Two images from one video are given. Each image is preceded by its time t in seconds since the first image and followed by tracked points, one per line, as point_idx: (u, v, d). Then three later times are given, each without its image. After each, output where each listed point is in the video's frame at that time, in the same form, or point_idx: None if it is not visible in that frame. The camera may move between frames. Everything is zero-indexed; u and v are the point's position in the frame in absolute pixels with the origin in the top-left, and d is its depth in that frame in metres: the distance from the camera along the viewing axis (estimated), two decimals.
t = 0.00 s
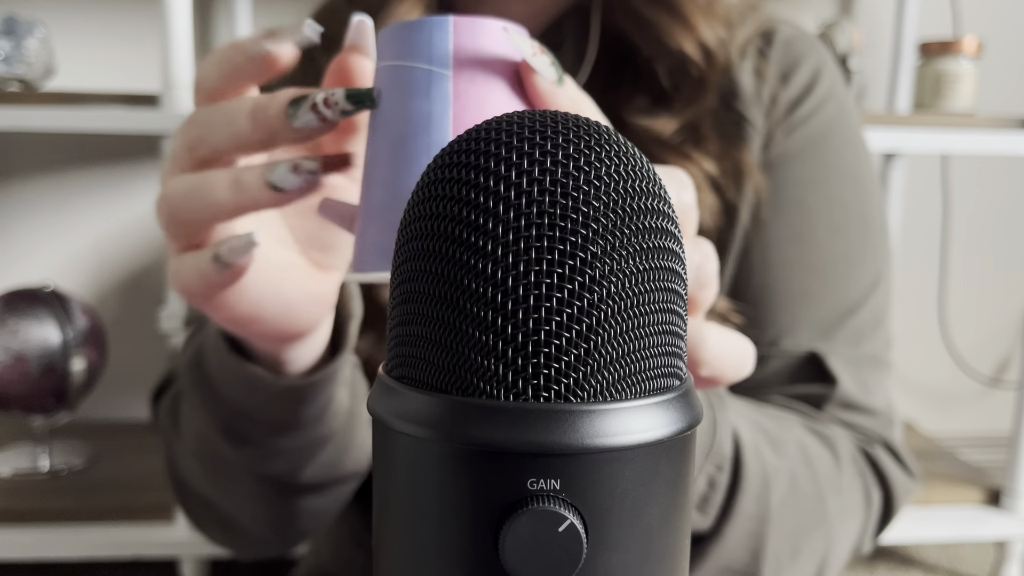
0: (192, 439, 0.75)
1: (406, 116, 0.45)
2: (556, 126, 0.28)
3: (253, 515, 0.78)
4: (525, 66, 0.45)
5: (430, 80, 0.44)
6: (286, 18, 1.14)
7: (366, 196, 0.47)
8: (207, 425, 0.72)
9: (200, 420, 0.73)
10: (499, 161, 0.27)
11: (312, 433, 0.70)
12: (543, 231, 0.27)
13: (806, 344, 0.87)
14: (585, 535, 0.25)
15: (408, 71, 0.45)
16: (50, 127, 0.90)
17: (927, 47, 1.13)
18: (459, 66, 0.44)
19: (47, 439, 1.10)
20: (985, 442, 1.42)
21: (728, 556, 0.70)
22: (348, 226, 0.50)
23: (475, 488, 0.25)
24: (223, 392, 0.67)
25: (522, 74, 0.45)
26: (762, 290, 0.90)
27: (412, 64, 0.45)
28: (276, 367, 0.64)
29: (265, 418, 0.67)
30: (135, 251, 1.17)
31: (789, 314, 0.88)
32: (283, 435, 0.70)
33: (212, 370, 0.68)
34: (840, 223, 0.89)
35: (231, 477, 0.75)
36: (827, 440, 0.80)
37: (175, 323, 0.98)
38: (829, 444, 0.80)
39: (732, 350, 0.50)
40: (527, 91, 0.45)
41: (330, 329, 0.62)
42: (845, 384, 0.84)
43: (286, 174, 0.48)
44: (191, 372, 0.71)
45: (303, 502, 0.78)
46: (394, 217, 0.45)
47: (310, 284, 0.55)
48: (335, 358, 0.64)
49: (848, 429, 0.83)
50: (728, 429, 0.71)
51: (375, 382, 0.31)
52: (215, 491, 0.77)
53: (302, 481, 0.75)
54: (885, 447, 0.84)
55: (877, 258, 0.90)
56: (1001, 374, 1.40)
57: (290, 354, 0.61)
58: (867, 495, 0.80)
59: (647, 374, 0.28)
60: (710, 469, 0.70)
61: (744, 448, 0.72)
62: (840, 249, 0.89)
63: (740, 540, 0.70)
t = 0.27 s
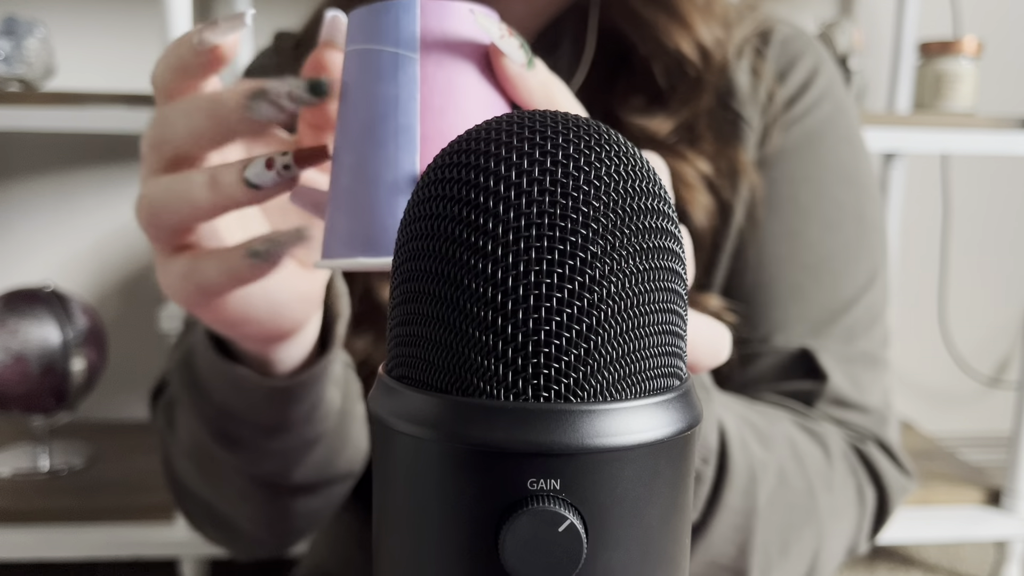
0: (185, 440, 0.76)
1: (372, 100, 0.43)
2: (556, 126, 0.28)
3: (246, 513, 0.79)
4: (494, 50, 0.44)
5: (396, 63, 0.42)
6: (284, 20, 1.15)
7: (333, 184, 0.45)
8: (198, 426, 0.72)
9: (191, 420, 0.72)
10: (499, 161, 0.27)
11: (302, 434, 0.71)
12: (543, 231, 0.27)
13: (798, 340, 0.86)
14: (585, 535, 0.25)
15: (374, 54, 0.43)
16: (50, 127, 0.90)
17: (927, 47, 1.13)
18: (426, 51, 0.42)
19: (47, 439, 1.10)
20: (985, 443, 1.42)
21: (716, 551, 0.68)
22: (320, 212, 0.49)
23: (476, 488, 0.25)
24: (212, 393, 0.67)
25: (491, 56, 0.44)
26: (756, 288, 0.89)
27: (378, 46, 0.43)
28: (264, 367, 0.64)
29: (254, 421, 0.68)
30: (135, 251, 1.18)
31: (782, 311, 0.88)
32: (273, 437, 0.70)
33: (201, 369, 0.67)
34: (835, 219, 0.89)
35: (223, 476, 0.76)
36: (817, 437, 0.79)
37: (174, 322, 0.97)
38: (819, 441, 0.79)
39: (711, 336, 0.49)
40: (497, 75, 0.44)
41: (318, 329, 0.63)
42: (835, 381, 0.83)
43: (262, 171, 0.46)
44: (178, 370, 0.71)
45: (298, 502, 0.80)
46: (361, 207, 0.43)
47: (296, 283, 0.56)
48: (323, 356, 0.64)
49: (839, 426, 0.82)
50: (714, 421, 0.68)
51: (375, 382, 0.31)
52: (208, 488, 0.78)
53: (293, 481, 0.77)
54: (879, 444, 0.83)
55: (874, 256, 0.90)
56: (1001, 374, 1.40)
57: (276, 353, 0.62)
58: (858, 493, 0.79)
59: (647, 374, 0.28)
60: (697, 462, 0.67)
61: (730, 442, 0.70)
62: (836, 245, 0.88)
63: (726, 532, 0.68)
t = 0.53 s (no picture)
0: (182, 440, 0.75)
1: (367, 87, 0.42)
2: (556, 126, 0.28)
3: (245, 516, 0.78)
4: (490, 39, 0.43)
5: (394, 50, 0.42)
6: (283, 20, 1.15)
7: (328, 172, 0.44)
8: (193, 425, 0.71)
9: (187, 419, 0.72)
10: (499, 161, 0.27)
11: (298, 432, 0.70)
12: (543, 230, 0.27)
13: (795, 339, 0.87)
14: (585, 536, 0.25)
15: (370, 42, 0.42)
16: (49, 127, 0.90)
17: (927, 47, 1.13)
18: (424, 41, 0.42)
19: (47, 439, 1.10)
20: (984, 443, 1.42)
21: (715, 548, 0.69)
22: (314, 202, 0.49)
23: (476, 488, 0.25)
24: (208, 391, 0.67)
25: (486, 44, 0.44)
26: (755, 287, 0.89)
27: (374, 34, 0.42)
28: (262, 363, 0.64)
29: (251, 419, 0.68)
30: (135, 251, 1.17)
31: (780, 311, 0.88)
32: (269, 435, 0.70)
33: (197, 367, 0.67)
34: (835, 219, 0.89)
35: (220, 477, 0.75)
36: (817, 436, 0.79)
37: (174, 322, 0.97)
38: (818, 440, 0.79)
39: (710, 326, 0.49)
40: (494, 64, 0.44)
41: (314, 325, 0.62)
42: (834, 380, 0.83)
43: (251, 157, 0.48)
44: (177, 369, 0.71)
45: (295, 502, 0.78)
46: (358, 196, 0.42)
47: (289, 278, 0.55)
48: (322, 352, 0.64)
49: (838, 425, 0.82)
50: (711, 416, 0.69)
51: (375, 382, 0.31)
52: (206, 490, 0.78)
53: (291, 479, 0.75)
54: (877, 443, 0.84)
55: (873, 256, 0.90)
56: (1001, 374, 1.40)
57: (274, 347, 0.62)
58: (857, 492, 0.79)
59: (647, 374, 0.28)
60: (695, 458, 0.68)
61: (729, 438, 0.70)
62: (834, 245, 0.88)
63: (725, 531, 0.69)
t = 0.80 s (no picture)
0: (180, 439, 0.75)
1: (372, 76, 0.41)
2: (556, 126, 0.28)
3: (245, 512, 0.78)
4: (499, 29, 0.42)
5: (401, 39, 0.40)
6: (284, 19, 1.15)
7: (332, 162, 0.43)
8: (191, 423, 0.71)
9: (186, 418, 0.72)
10: (499, 161, 0.27)
11: (298, 428, 0.70)
12: (543, 230, 0.27)
13: (796, 338, 0.86)
14: (585, 536, 0.25)
15: (376, 30, 0.40)
16: (49, 127, 0.90)
17: (927, 47, 1.13)
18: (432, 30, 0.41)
19: (47, 439, 1.10)
20: (984, 443, 1.42)
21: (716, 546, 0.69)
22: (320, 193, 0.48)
23: (476, 487, 0.25)
24: (207, 388, 0.66)
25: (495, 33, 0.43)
26: (757, 286, 0.89)
27: (380, 22, 0.40)
28: (262, 358, 0.63)
29: (250, 415, 0.67)
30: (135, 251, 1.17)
31: (781, 310, 0.88)
32: (268, 432, 0.69)
33: (195, 366, 0.67)
34: (833, 218, 0.89)
35: (218, 475, 0.75)
36: (819, 435, 0.79)
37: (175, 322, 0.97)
38: (820, 439, 0.78)
39: (718, 320, 0.49)
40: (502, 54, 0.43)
41: (315, 318, 0.62)
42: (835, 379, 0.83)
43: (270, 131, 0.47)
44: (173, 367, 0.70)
45: (294, 500, 0.78)
46: (363, 187, 0.41)
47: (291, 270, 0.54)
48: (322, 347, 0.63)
49: (839, 425, 0.82)
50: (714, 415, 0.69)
51: (375, 382, 0.31)
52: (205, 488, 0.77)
53: (291, 476, 0.75)
54: (877, 443, 0.84)
55: (873, 256, 0.90)
56: (1001, 374, 1.40)
57: (275, 343, 0.61)
58: (858, 492, 0.78)
59: (647, 374, 0.28)
60: (697, 454, 0.68)
61: (732, 435, 0.70)
62: (834, 244, 0.88)
63: (726, 529, 0.68)
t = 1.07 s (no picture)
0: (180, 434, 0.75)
1: (384, 43, 0.40)
2: (556, 126, 0.28)
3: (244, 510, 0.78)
4: None
5: (412, 7, 0.40)
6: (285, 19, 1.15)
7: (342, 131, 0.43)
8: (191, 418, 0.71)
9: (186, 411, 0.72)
10: (499, 161, 0.27)
11: (298, 422, 0.70)
12: (543, 230, 0.27)
13: (797, 337, 0.87)
14: (585, 535, 0.25)
15: None
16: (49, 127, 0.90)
17: (926, 47, 1.13)
18: None
19: (47, 439, 1.10)
20: (984, 443, 1.42)
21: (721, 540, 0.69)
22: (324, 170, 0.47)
23: (475, 487, 0.25)
24: (209, 379, 0.67)
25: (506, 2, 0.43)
26: (761, 285, 0.89)
27: None
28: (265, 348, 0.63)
29: (248, 407, 0.67)
30: (135, 251, 1.17)
31: (785, 309, 0.88)
32: (268, 426, 0.69)
33: (195, 358, 0.67)
34: (834, 216, 0.89)
35: (219, 472, 0.75)
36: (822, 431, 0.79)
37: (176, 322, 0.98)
38: (824, 437, 0.79)
39: (732, 298, 0.47)
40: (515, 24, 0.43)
41: (318, 311, 0.62)
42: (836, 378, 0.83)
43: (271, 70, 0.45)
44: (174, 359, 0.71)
45: (294, 498, 0.77)
46: (373, 154, 0.40)
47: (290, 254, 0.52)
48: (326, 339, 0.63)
49: (843, 425, 0.82)
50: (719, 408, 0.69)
51: (375, 383, 0.31)
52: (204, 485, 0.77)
53: (291, 473, 0.75)
54: (880, 442, 0.83)
55: (874, 255, 0.90)
56: (1001, 374, 1.40)
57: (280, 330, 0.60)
58: (861, 489, 0.79)
59: (647, 374, 0.28)
60: (702, 447, 0.68)
61: (738, 429, 0.70)
62: (836, 243, 0.89)
63: (732, 523, 0.69)
